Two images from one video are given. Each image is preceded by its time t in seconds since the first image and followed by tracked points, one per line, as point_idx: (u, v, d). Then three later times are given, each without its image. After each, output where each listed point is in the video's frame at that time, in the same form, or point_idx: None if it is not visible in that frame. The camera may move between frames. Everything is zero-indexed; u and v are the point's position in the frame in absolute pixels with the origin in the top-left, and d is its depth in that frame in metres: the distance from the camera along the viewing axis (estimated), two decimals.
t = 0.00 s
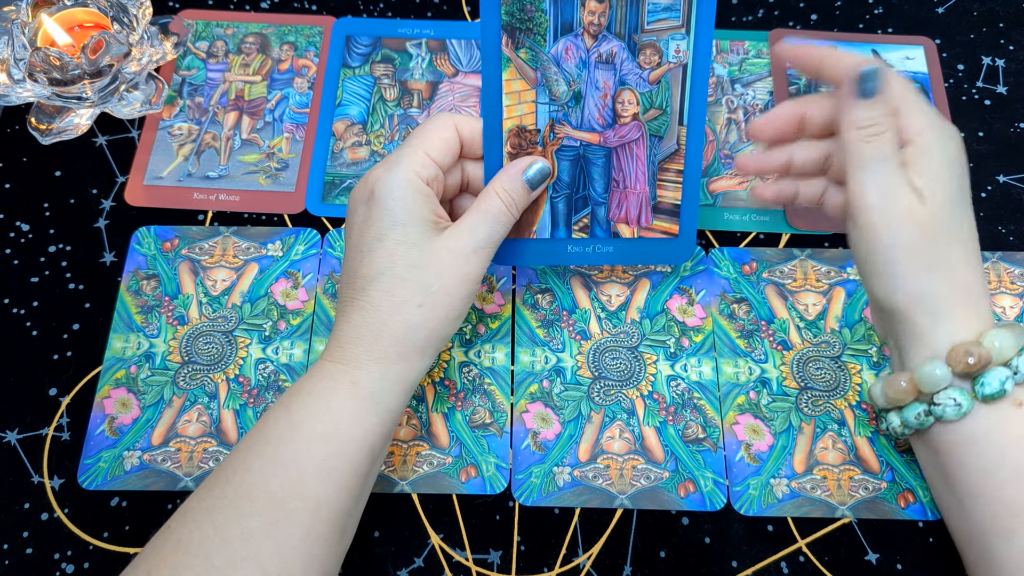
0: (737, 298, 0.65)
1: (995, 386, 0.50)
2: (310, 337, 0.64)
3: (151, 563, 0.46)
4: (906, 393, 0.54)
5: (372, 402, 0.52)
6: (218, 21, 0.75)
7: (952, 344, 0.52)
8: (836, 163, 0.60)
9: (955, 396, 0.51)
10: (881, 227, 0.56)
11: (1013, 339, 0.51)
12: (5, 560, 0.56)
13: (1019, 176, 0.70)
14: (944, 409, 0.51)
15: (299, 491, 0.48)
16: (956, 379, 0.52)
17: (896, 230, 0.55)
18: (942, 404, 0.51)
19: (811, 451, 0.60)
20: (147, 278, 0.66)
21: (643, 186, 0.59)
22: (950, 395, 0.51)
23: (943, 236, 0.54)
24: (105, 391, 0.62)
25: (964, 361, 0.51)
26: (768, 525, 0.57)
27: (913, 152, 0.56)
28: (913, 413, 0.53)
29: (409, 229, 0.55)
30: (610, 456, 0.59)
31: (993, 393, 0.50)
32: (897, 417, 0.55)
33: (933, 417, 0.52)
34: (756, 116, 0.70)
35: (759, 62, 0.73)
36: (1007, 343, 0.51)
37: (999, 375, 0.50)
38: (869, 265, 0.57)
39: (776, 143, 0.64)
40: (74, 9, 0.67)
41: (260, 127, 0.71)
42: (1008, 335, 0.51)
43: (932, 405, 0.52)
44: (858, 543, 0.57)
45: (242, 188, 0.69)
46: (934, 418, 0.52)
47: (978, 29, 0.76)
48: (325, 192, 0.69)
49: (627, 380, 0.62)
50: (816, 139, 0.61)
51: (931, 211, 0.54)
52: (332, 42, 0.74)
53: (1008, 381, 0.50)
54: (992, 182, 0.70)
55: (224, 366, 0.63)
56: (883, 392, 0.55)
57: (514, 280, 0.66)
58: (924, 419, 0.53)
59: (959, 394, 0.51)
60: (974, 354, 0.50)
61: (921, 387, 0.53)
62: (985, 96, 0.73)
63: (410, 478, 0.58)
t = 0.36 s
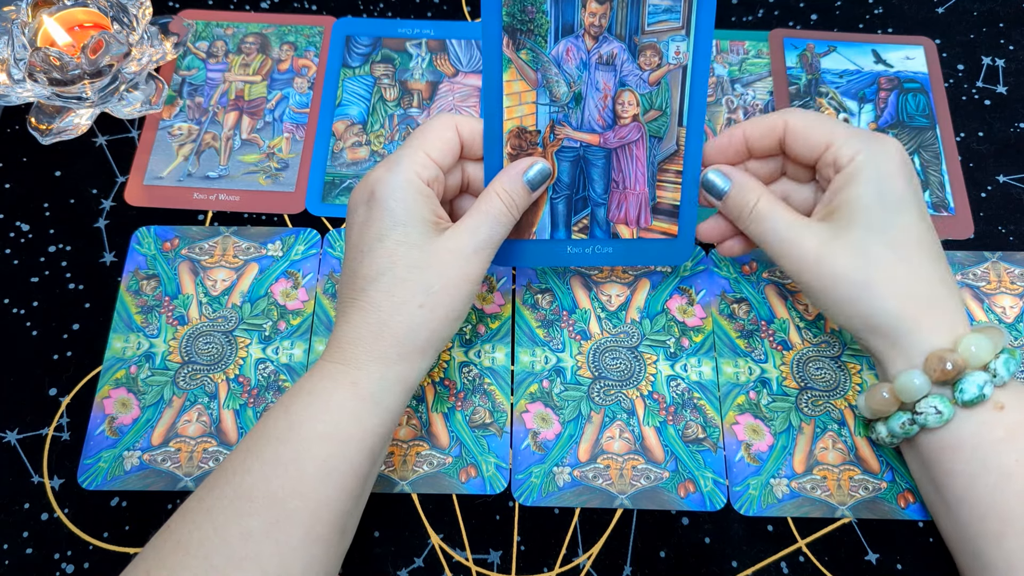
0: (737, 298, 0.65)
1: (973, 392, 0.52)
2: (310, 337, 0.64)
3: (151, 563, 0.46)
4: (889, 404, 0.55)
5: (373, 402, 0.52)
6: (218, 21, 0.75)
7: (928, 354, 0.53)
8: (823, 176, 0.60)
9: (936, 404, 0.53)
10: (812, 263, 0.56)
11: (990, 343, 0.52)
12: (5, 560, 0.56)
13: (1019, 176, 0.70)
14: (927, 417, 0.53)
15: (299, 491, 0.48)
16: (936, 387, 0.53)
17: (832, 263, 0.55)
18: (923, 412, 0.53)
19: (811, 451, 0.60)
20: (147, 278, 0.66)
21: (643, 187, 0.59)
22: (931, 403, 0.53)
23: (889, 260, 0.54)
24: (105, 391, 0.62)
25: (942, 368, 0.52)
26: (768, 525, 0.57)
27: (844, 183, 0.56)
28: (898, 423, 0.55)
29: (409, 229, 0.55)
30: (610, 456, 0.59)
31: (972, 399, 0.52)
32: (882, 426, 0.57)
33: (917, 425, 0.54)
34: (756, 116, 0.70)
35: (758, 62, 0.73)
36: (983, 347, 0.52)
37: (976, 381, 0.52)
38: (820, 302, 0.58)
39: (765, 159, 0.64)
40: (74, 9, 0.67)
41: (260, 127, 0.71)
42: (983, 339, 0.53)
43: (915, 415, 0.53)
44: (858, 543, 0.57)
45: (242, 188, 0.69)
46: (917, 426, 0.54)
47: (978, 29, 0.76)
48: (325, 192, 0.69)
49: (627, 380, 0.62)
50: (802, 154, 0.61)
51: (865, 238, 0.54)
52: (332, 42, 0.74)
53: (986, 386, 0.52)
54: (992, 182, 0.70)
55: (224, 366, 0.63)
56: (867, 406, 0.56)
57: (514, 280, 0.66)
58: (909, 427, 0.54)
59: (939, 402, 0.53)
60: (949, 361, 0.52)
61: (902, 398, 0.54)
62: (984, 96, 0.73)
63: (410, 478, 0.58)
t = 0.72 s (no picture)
0: (737, 298, 0.65)
1: (969, 412, 0.51)
2: (310, 337, 0.64)
3: (152, 563, 0.46)
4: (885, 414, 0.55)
5: (374, 402, 0.52)
6: (218, 21, 0.75)
7: (925, 371, 0.53)
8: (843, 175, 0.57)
9: (930, 420, 0.52)
10: (831, 290, 0.52)
11: (990, 361, 0.51)
12: (5, 560, 0.56)
13: (1019, 176, 0.70)
14: (920, 432, 0.53)
15: (300, 491, 0.48)
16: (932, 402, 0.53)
17: (851, 296, 0.51)
18: (918, 427, 0.53)
19: (811, 451, 0.60)
20: (147, 278, 0.66)
21: (643, 189, 0.59)
22: (925, 418, 0.53)
23: (909, 288, 0.50)
24: (105, 391, 0.62)
25: (937, 388, 0.52)
26: (768, 525, 0.57)
27: (870, 201, 0.51)
28: (894, 434, 0.55)
29: (411, 230, 0.55)
30: (610, 456, 0.59)
31: (967, 418, 0.51)
32: (880, 435, 0.57)
33: (911, 438, 0.54)
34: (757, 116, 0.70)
35: (759, 62, 0.73)
36: (983, 365, 0.51)
37: (972, 401, 0.51)
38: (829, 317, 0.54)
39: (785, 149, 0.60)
40: (74, 9, 0.67)
41: (260, 128, 0.71)
42: (985, 356, 0.51)
43: (910, 428, 0.54)
44: (858, 542, 0.57)
45: (242, 188, 0.69)
46: (912, 439, 0.54)
47: (978, 29, 0.76)
48: (325, 192, 0.69)
49: (627, 380, 0.62)
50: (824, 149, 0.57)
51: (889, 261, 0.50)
52: (332, 42, 0.74)
53: (982, 406, 0.51)
54: (992, 182, 0.70)
55: (224, 366, 0.63)
56: (866, 412, 0.57)
57: (515, 280, 0.66)
58: (904, 439, 0.54)
59: (934, 418, 0.52)
60: (947, 380, 0.51)
61: (897, 412, 0.54)
62: (985, 96, 0.73)
63: (410, 478, 0.58)
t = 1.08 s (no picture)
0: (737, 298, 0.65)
1: (952, 418, 0.52)
2: (310, 337, 0.64)
3: (152, 563, 0.46)
4: (871, 426, 0.55)
5: (374, 402, 0.52)
6: (218, 21, 0.75)
7: (907, 381, 0.53)
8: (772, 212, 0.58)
9: (915, 428, 0.53)
10: (800, 332, 0.52)
11: (970, 364, 0.52)
12: (5, 560, 0.56)
13: (1019, 176, 0.70)
14: (907, 440, 0.53)
15: (300, 491, 0.48)
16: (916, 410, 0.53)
17: (819, 333, 0.52)
18: (903, 436, 0.53)
19: (811, 451, 0.60)
20: (147, 278, 0.66)
21: (642, 188, 0.59)
22: (910, 427, 0.53)
23: (869, 311, 0.52)
24: (105, 391, 0.62)
25: (918, 397, 0.52)
26: (768, 525, 0.57)
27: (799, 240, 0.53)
28: (882, 445, 0.55)
29: (411, 230, 0.55)
30: (610, 456, 0.59)
31: (951, 424, 0.52)
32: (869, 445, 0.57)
33: (899, 447, 0.54)
34: (756, 116, 0.70)
35: (759, 62, 0.73)
36: (963, 369, 0.51)
37: (954, 407, 0.51)
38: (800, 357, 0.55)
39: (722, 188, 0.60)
40: (74, 9, 0.67)
41: (260, 128, 0.71)
42: (963, 360, 0.52)
43: (895, 438, 0.54)
44: (858, 542, 0.57)
45: (242, 188, 0.69)
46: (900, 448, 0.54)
47: (978, 29, 0.76)
48: (325, 192, 0.69)
49: (627, 381, 0.62)
50: (744, 187, 0.58)
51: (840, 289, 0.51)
52: (332, 42, 0.74)
53: (965, 411, 0.51)
54: (992, 182, 0.70)
55: (224, 366, 0.63)
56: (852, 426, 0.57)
57: (515, 280, 0.66)
58: (892, 448, 0.54)
59: (919, 426, 0.53)
60: (928, 388, 0.52)
61: (883, 423, 0.54)
62: (984, 96, 0.73)
63: (410, 478, 0.58)
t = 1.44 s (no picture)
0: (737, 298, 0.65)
1: (970, 410, 0.52)
2: (310, 337, 0.64)
3: (151, 563, 0.46)
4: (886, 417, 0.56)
5: (373, 402, 0.52)
6: (218, 21, 0.75)
7: (925, 373, 0.53)
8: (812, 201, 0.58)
9: (932, 420, 0.53)
10: (834, 312, 0.52)
11: (989, 358, 0.52)
12: (5, 560, 0.56)
13: (1019, 176, 0.70)
14: (923, 432, 0.53)
15: (300, 491, 0.48)
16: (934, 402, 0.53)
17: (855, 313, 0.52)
18: (920, 428, 0.53)
19: (811, 451, 0.60)
20: (147, 278, 0.66)
21: (640, 187, 0.59)
22: (927, 419, 0.53)
23: (905, 295, 0.52)
24: (105, 391, 0.62)
25: (937, 387, 0.52)
26: (768, 525, 0.57)
27: (843, 221, 0.53)
28: (896, 436, 0.55)
29: (410, 229, 0.55)
30: (610, 456, 0.59)
31: (969, 417, 0.52)
32: (881, 437, 0.58)
33: (914, 439, 0.54)
34: (756, 116, 0.70)
35: (759, 62, 0.73)
36: (982, 363, 0.52)
37: (974, 399, 0.52)
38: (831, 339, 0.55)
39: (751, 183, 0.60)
40: (74, 10, 0.67)
41: (260, 127, 0.71)
42: (982, 354, 0.52)
43: (912, 430, 0.54)
44: (858, 542, 0.57)
45: (242, 188, 0.69)
46: (915, 440, 0.54)
47: (978, 29, 0.76)
48: (325, 192, 0.69)
49: (627, 381, 0.62)
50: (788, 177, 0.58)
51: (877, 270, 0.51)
52: (332, 42, 0.74)
53: (983, 404, 0.52)
54: (992, 182, 0.70)
55: (224, 366, 0.63)
56: (866, 416, 0.57)
57: (514, 280, 0.66)
58: (906, 441, 0.55)
59: (936, 418, 0.53)
60: (947, 378, 0.52)
61: (900, 414, 0.54)
62: (984, 96, 0.73)
63: (410, 478, 0.58)
